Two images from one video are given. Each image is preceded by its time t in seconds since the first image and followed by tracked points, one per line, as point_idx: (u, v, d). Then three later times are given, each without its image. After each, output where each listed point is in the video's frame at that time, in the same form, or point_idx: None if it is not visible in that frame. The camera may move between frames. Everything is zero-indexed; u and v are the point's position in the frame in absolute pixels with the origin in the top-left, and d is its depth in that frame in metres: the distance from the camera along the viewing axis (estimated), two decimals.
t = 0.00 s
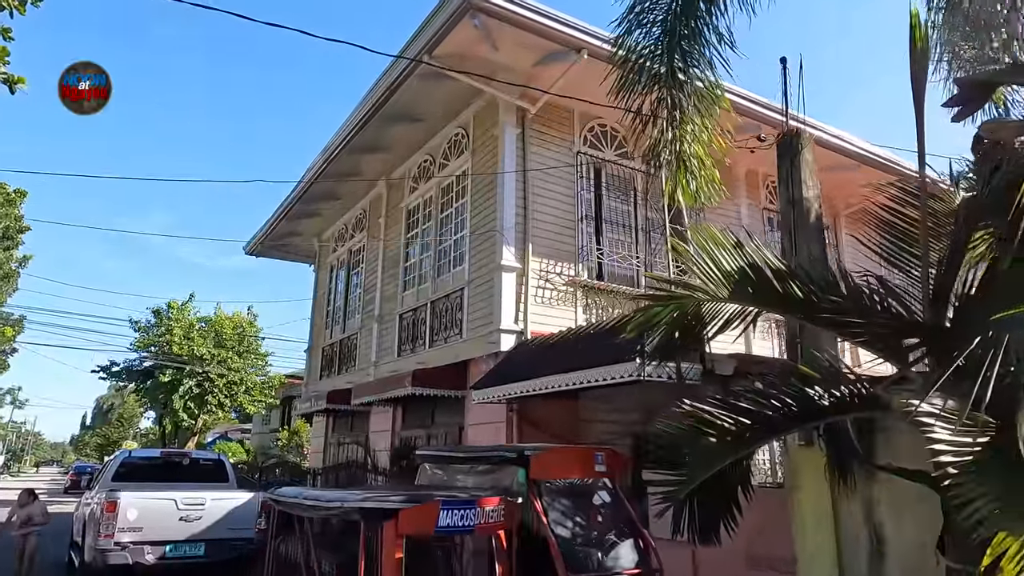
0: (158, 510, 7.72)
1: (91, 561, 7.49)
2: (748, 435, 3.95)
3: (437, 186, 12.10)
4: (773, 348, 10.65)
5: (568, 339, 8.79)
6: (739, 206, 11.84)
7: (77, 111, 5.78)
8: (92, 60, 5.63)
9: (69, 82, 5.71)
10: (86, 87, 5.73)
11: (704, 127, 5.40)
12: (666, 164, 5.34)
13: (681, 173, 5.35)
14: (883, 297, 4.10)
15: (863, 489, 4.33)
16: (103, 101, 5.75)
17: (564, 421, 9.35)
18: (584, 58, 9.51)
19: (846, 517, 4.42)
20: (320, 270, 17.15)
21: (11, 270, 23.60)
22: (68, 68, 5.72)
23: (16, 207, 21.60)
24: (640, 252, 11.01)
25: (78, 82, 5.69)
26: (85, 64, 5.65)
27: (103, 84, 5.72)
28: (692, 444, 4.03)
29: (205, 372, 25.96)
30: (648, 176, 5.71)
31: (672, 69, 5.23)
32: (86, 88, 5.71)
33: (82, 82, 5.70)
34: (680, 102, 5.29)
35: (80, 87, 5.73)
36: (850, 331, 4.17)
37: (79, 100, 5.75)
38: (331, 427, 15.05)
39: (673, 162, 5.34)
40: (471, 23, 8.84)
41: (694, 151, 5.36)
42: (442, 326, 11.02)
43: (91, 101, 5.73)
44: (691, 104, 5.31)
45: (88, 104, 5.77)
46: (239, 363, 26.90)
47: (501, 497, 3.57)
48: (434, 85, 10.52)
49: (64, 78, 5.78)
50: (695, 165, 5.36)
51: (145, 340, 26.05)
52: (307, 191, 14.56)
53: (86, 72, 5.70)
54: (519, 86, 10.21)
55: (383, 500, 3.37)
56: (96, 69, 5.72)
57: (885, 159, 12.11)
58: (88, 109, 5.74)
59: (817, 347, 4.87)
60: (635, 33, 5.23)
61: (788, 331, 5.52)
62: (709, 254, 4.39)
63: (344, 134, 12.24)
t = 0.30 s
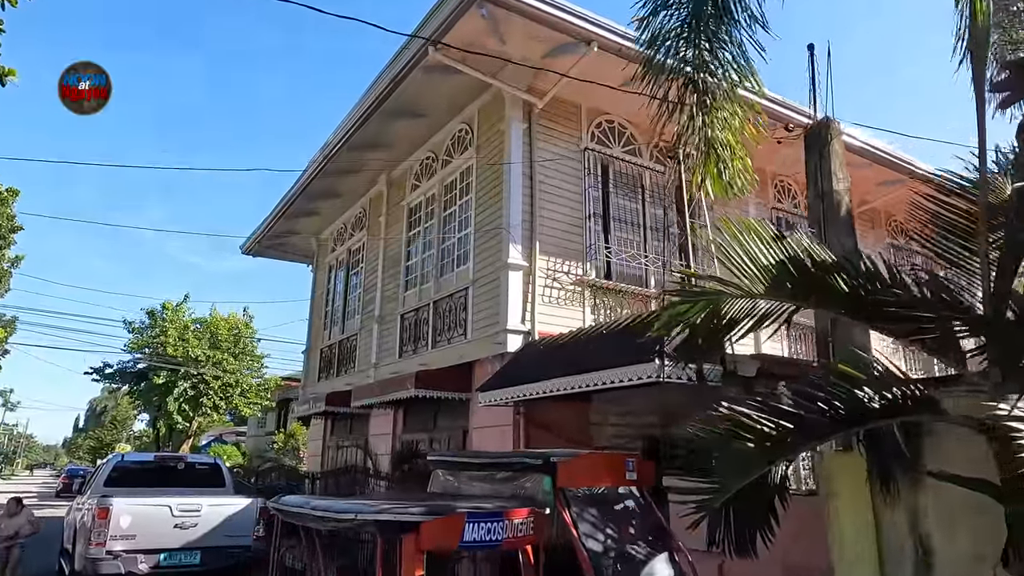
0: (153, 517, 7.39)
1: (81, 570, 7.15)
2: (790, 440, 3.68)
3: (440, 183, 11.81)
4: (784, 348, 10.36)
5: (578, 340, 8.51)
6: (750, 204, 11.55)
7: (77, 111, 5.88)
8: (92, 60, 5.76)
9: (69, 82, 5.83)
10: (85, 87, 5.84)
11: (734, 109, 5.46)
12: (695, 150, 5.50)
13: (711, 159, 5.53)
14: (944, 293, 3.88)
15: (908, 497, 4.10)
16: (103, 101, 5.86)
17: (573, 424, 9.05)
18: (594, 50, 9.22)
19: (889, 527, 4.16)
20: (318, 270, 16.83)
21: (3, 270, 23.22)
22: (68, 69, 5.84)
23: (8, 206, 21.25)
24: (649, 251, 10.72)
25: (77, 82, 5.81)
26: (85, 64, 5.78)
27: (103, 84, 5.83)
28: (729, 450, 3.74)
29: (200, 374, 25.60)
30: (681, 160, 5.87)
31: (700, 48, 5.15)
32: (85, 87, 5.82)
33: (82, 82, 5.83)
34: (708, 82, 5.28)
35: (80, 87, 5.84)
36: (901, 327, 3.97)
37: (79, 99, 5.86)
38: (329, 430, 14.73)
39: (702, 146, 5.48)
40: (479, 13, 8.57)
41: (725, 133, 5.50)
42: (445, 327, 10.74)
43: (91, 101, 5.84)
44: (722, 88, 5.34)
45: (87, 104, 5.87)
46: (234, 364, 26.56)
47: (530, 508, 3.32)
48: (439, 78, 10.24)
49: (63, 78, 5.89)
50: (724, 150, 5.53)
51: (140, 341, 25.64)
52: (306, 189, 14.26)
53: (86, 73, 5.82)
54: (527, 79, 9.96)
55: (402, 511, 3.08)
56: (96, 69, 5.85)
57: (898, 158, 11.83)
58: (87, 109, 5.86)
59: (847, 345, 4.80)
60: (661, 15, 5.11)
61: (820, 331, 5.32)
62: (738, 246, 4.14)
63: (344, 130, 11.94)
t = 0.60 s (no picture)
0: (149, 521, 7.08)
1: None
2: (840, 437, 3.45)
3: (444, 178, 11.54)
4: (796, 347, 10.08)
5: (590, 337, 8.24)
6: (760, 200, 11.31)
7: (78, 110, 6.30)
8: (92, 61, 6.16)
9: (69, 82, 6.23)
10: (86, 87, 6.24)
11: (774, 89, 5.27)
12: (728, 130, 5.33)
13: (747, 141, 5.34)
14: (1013, 282, 3.51)
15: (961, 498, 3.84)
16: (102, 101, 6.30)
17: (583, 424, 8.79)
18: (606, 40, 8.96)
19: (940, 529, 3.89)
20: (316, 269, 16.52)
21: None
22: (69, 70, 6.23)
23: None
24: (659, 247, 10.47)
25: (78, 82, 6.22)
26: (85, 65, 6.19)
27: (103, 84, 6.24)
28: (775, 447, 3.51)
29: (194, 375, 25.23)
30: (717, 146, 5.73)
31: (733, 22, 5.18)
32: (86, 88, 6.22)
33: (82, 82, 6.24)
34: (742, 56, 5.13)
35: (80, 87, 6.24)
36: (976, 316, 3.61)
37: (79, 100, 6.28)
38: (328, 432, 14.41)
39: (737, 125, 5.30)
40: None
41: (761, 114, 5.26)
42: (449, 325, 10.46)
43: (90, 101, 6.26)
44: (760, 64, 5.16)
45: (87, 104, 6.28)
46: (229, 366, 26.21)
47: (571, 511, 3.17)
48: (444, 69, 9.97)
49: (64, 78, 6.28)
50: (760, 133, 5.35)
51: (133, 341, 25.23)
52: (305, 185, 13.96)
53: (86, 73, 6.22)
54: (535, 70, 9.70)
55: (433, 513, 2.95)
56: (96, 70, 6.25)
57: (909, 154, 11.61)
58: (87, 108, 6.27)
59: (886, 347, 4.72)
60: None
61: (854, 324, 5.15)
62: (778, 232, 3.91)
63: (345, 124, 11.65)
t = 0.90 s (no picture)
0: (144, 526, 6.80)
1: None
2: (896, 442, 3.22)
3: (448, 174, 11.26)
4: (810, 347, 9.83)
5: (602, 336, 7.96)
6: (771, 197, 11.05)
7: (79, 108, 6.89)
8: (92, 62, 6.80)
9: (71, 82, 6.83)
10: (86, 87, 6.84)
11: (814, 68, 4.96)
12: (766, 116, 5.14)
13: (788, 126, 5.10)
14: None
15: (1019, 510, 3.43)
16: (101, 101, 6.90)
17: (593, 426, 8.53)
18: (618, 31, 8.62)
19: (996, 543, 3.54)
20: (316, 267, 16.23)
21: None
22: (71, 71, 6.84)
23: None
24: (669, 244, 10.21)
25: (79, 82, 6.83)
26: (86, 66, 6.81)
27: (102, 85, 6.85)
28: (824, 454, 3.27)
29: (190, 375, 24.92)
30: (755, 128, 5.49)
31: None
32: (86, 88, 6.81)
33: (83, 80, 6.84)
34: (777, 35, 4.86)
35: (81, 87, 6.83)
36: None
37: (79, 99, 6.89)
38: (327, 433, 14.14)
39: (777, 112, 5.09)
40: None
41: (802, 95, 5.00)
42: (454, 323, 10.18)
43: (90, 100, 6.86)
44: (797, 44, 4.89)
45: (86, 103, 6.85)
46: (226, 366, 25.91)
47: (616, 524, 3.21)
48: (450, 61, 9.68)
49: (66, 79, 6.88)
50: (802, 114, 5.07)
51: (128, 341, 24.87)
52: (305, 181, 13.65)
53: (86, 74, 6.83)
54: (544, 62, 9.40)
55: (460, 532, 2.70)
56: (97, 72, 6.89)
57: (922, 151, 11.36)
58: (87, 105, 6.82)
59: (927, 349, 4.40)
60: None
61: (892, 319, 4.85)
62: (821, 222, 3.73)
63: (346, 119, 11.33)
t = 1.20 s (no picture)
0: (135, 527, 6.49)
1: None
2: (957, 436, 2.94)
3: (450, 165, 10.97)
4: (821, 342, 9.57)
5: (612, 329, 7.68)
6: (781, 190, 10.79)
7: (79, 109, 6.78)
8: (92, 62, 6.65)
9: (70, 82, 6.70)
10: (86, 87, 6.71)
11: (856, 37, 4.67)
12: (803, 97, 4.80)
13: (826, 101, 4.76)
14: None
15: None
16: (102, 101, 6.78)
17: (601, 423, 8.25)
18: (628, 14, 8.30)
19: None
20: (313, 263, 15.90)
21: None
22: (71, 70, 6.70)
23: None
24: (677, 237, 9.92)
25: (80, 82, 6.70)
26: (86, 66, 6.67)
27: (102, 85, 6.71)
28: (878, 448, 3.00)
29: (184, 374, 24.56)
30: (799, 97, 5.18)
31: None
32: (86, 88, 6.69)
33: (83, 80, 6.71)
34: None
35: (81, 88, 6.71)
36: None
37: (79, 99, 6.75)
38: (324, 432, 13.83)
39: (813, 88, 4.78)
40: None
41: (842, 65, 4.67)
42: (457, 318, 9.88)
43: (90, 100, 6.74)
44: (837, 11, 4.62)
45: (87, 104, 6.72)
46: (220, 365, 25.57)
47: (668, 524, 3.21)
48: (454, 46, 9.36)
49: (66, 78, 6.75)
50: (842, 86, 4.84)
51: (120, 339, 24.49)
52: (302, 174, 13.33)
53: (86, 74, 6.68)
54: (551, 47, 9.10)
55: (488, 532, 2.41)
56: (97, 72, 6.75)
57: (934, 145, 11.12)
58: (87, 106, 6.71)
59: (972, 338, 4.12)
60: None
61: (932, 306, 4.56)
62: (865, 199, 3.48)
63: (345, 108, 11.00)
